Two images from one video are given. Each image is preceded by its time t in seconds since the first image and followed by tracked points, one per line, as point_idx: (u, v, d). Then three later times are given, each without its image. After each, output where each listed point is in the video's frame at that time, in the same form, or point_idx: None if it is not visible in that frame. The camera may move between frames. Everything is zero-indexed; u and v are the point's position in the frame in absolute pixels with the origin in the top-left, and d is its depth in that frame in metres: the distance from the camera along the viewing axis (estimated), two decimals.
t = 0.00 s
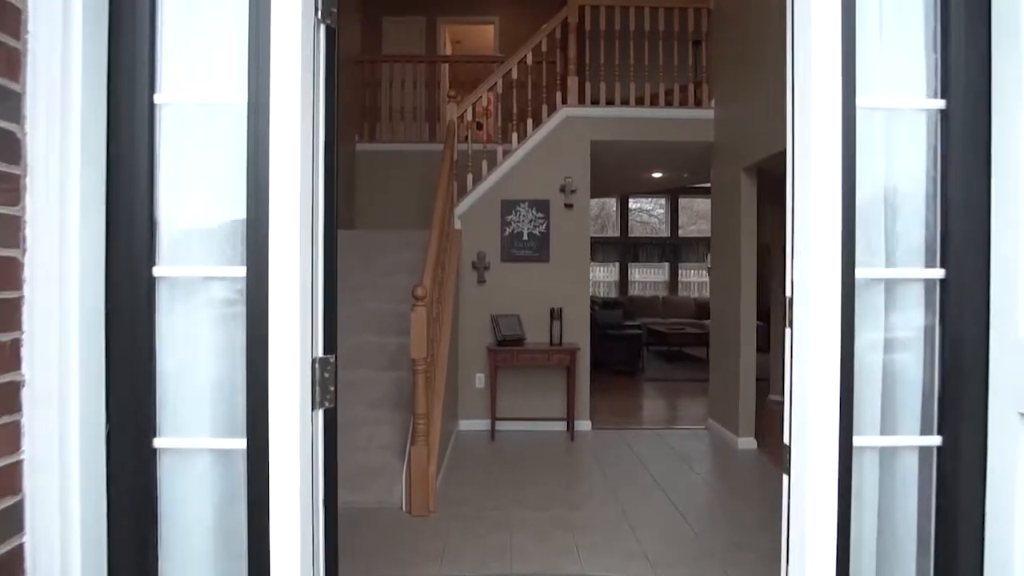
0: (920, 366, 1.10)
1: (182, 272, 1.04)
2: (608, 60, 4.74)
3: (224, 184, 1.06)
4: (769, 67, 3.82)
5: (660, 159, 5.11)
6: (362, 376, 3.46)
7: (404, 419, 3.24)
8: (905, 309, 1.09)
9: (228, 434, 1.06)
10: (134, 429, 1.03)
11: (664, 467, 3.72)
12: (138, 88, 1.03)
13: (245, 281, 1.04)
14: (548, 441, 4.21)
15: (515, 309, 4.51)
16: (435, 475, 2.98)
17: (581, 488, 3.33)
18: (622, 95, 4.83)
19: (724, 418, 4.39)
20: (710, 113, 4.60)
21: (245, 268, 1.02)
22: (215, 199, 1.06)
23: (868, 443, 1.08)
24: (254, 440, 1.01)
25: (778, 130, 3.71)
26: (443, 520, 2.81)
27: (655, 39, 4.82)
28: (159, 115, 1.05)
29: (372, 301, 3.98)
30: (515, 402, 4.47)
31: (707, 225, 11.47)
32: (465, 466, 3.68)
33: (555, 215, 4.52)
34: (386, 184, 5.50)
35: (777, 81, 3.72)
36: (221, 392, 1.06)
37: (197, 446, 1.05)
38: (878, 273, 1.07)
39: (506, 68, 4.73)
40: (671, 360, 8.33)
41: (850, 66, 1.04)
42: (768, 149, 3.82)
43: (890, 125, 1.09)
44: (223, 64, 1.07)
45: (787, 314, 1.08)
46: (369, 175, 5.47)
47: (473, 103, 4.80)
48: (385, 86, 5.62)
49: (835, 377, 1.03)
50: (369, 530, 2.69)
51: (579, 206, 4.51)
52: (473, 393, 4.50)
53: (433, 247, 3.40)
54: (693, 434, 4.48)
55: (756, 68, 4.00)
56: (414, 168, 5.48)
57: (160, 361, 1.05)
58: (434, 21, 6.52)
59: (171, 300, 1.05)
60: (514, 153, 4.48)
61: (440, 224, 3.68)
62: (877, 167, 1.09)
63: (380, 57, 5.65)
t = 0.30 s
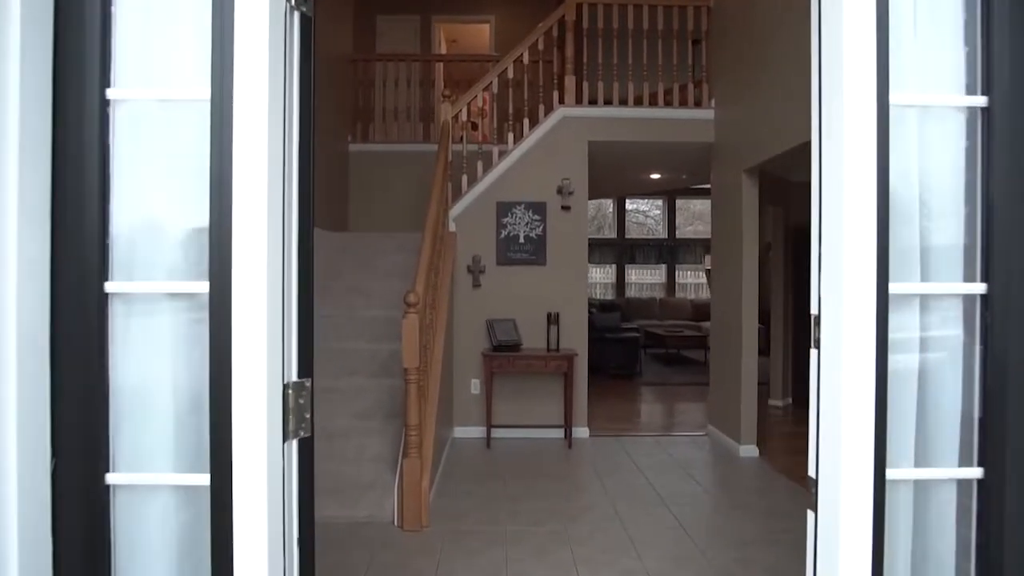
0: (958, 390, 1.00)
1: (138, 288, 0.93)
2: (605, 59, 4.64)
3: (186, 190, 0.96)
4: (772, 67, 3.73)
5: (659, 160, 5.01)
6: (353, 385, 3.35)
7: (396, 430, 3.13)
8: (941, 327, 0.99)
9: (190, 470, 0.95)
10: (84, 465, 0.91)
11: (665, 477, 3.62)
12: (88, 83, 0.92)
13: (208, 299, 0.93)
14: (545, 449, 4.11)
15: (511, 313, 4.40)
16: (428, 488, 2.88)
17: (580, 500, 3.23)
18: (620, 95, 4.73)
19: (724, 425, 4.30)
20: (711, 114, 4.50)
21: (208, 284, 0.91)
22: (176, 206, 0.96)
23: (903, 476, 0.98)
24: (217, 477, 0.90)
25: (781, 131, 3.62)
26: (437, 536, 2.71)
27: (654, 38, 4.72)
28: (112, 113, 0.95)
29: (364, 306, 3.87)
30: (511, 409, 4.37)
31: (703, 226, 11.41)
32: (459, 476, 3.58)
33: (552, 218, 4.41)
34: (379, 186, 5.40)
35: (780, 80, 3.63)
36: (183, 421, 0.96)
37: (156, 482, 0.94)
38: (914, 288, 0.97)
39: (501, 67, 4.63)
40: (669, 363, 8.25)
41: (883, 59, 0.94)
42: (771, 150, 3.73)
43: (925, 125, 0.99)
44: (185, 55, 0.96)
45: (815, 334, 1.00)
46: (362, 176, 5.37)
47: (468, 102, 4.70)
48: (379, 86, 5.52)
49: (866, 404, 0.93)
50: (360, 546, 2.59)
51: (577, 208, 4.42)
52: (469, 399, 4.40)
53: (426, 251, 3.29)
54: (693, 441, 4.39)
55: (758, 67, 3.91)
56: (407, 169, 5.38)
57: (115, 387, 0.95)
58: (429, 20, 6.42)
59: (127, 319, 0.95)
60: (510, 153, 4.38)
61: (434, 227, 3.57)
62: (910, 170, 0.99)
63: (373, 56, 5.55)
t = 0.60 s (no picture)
0: (1015, 409, 0.90)
1: (74, 295, 0.81)
2: (603, 54, 4.53)
3: (128, 182, 0.84)
4: (775, 61, 3.62)
5: (658, 157, 4.90)
6: (342, 390, 3.22)
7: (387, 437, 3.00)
8: (999, 338, 0.89)
9: (135, 507, 0.83)
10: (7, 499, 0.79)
11: (666, 484, 3.51)
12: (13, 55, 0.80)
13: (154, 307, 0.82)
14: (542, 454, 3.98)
15: (506, 315, 4.28)
16: (420, 499, 2.75)
17: (578, 509, 3.11)
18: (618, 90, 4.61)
19: (725, 429, 4.19)
20: (711, 110, 4.39)
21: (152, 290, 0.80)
22: (117, 200, 0.84)
23: (955, 509, 0.87)
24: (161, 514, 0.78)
25: (785, 127, 3.51)
26: (428, 549, 2.58)
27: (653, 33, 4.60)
28: (44, 93, 0.83)
29: (354, 307, 3.74)
30: (506, 413, 4.25)
31: (700, 225, 11.32)
32: (452, 484, 3.46)
33: (548, 217, 4.29)
34: (371, 184, 5.27)
35: (784, 74, 3.52)
36: (127, 446, 0.84)
37: (95, 519, 0.82)
38: (969, 295, 0.86)
39: (496, 62, 4.50)
40: (666, 364, 8.15)
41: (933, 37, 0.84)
42: (773, 147, 3.62)
43: (979, 111, 0.88)
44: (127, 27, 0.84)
45: (854, 348, 0.91)
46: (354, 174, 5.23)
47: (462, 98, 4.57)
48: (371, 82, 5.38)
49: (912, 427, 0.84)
50: (347, 561, 2.46)
51: (574, 206, 4.30)
52: (463, 403, 4.28)
53: (418, 251, 3.17)
54: (693, 446, 4.28)
55: (761, 61, 3.80)
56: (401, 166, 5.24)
57: (46, 408, 0.82)
58: (422, 15, 6.28)
59: (61, 328, 0.82)
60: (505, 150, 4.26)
61: (426, 226, 3.44)
62: (964, 157, 0.88)
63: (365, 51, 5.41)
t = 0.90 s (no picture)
0: None
1: None
2: (599, 49, 4.40)
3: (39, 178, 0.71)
4: (778, 56, 3.50)
5: (655, 156, 4.77)
6: (327, 398, 3.07)
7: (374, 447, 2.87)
8: None
9: (55, 572, 0.70)
10: None
11: (665, 494, 3.38)
12: None
13: (69, 328, 0.69)
14: (536, 463, 3.86)
15: (500, 318, 4.15)
16: (408, 514, 2.63)
17: (574, 522, 2.98)
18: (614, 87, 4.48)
19: (725, 435, 4.08)
20: (711, 107, 4.27)
21: (68, 309, 0.68)
22: (28, 200, 0.71)
23: None
24: None
25: (788, 124, 3.39)
26: (417, 568, 2.45)
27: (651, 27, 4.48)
28: None
29: (341, 311, 3.60)
30: (500, 419, 4.11)
31: (694, 225, 11.24)
32: (443, 495, 3.32)
33: (543, 217, 4.16)
34: (360, 183, 5.11)
35: (787, 70, 3.40)
36: (41, 495, 0.71)
37: None
38: None
39: (489, 56, 4.37)
40: (661, 366, 8.05)
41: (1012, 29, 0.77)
42: (776, 145, 3.50)
43: None
44: None
45: (909, 370, 0.88)
46: (342, 173, 5.08)
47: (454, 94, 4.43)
48: (360, 78, 5.23)
49: (983, 458, 0.77)
50: None
51: (569, 206, 4.17)
52: (455, 409, 4.14)
53: (408, 252, 3.03)
54: (692, 452, 4.17)
55: (762, 57, 3.68)
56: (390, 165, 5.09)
57: None
58: (413, 10, 6.13)
59: None
60: (498, 147, 4.13)
61: (416, 226, 3.31)
62: None
63: (354, 46, 5.26)
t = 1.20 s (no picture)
0: None
1: None
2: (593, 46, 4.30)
3: None
4: (780, 51, 3.41)
5: (650, 154, 4.67)
6: (311, 406, 2.94)
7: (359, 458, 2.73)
8: None
9: None
10: None
11: (663, 503, 3.27)
12: None
13: None
14: (528, 471, 3.74)
15: (491, 321, 4.03)
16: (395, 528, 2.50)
17: (570, 534, 2.86)
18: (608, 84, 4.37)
19: (722, 440, 3.98)
20: (708, 105, 4.18)
21: None
22: None
23: None
24: None
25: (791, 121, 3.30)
26: None
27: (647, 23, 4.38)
28: None
29: (326, 314, 3.46)
30: (491, 426, 3.99)
31: (686, 225, 11.19)
32: (433, 506, 3.19)
33: (535, 217, 4.05)
34: (346, 181, 4.96)
35: (790, 66, 3.31)
36: None
37: None
38: None
39: (481, 51, 4.25)
40: (654, 368, 7.97)
41: None
42: (779, 143, 3.41)
43: None
44: None
45: (979, 395, 0.76)
46: (328, 171, 4.94)
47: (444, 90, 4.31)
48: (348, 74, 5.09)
49: None
50: None
51: (563, 206, 4.06)
52: (445, 416, 4.01)
53: (396, 252, 2.90)
54: (687, 458, 4.06)
55: (761, 53, 3.59)
56: (378, 163, 4.96)
57: None
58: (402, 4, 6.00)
59: None
60: (490, 145, 4.01)
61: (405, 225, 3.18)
62: None
63: (341, 41, 5.11)
